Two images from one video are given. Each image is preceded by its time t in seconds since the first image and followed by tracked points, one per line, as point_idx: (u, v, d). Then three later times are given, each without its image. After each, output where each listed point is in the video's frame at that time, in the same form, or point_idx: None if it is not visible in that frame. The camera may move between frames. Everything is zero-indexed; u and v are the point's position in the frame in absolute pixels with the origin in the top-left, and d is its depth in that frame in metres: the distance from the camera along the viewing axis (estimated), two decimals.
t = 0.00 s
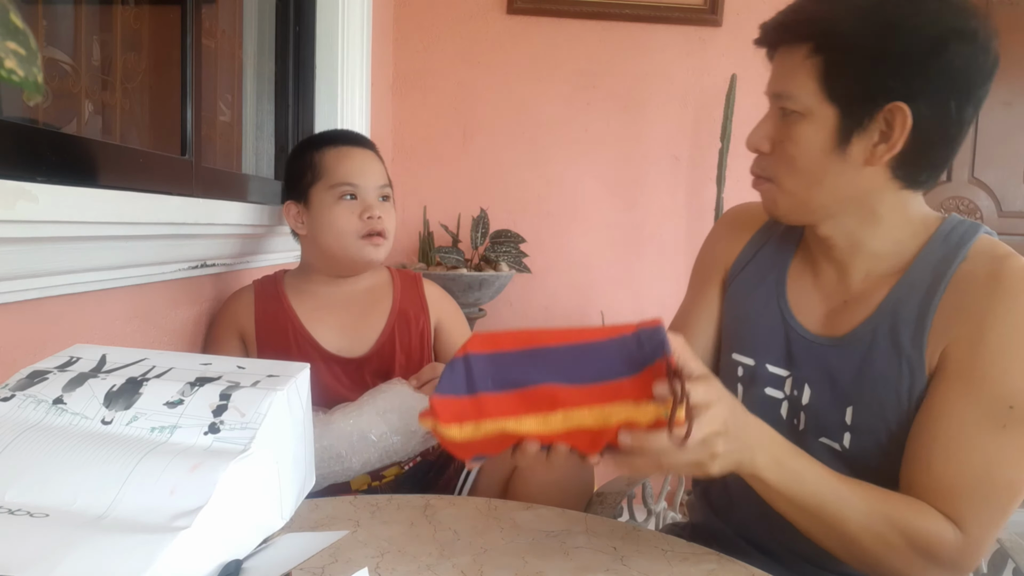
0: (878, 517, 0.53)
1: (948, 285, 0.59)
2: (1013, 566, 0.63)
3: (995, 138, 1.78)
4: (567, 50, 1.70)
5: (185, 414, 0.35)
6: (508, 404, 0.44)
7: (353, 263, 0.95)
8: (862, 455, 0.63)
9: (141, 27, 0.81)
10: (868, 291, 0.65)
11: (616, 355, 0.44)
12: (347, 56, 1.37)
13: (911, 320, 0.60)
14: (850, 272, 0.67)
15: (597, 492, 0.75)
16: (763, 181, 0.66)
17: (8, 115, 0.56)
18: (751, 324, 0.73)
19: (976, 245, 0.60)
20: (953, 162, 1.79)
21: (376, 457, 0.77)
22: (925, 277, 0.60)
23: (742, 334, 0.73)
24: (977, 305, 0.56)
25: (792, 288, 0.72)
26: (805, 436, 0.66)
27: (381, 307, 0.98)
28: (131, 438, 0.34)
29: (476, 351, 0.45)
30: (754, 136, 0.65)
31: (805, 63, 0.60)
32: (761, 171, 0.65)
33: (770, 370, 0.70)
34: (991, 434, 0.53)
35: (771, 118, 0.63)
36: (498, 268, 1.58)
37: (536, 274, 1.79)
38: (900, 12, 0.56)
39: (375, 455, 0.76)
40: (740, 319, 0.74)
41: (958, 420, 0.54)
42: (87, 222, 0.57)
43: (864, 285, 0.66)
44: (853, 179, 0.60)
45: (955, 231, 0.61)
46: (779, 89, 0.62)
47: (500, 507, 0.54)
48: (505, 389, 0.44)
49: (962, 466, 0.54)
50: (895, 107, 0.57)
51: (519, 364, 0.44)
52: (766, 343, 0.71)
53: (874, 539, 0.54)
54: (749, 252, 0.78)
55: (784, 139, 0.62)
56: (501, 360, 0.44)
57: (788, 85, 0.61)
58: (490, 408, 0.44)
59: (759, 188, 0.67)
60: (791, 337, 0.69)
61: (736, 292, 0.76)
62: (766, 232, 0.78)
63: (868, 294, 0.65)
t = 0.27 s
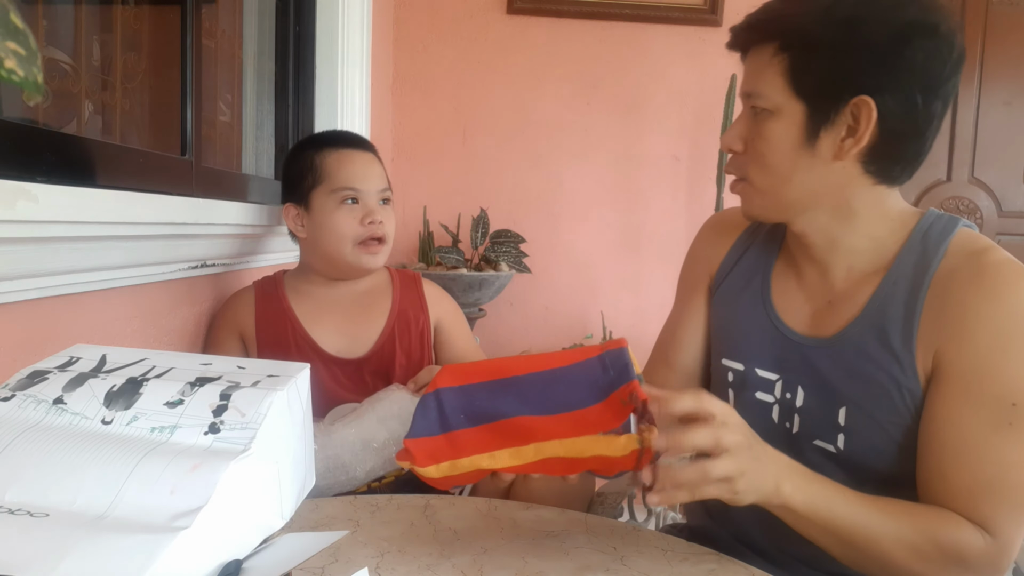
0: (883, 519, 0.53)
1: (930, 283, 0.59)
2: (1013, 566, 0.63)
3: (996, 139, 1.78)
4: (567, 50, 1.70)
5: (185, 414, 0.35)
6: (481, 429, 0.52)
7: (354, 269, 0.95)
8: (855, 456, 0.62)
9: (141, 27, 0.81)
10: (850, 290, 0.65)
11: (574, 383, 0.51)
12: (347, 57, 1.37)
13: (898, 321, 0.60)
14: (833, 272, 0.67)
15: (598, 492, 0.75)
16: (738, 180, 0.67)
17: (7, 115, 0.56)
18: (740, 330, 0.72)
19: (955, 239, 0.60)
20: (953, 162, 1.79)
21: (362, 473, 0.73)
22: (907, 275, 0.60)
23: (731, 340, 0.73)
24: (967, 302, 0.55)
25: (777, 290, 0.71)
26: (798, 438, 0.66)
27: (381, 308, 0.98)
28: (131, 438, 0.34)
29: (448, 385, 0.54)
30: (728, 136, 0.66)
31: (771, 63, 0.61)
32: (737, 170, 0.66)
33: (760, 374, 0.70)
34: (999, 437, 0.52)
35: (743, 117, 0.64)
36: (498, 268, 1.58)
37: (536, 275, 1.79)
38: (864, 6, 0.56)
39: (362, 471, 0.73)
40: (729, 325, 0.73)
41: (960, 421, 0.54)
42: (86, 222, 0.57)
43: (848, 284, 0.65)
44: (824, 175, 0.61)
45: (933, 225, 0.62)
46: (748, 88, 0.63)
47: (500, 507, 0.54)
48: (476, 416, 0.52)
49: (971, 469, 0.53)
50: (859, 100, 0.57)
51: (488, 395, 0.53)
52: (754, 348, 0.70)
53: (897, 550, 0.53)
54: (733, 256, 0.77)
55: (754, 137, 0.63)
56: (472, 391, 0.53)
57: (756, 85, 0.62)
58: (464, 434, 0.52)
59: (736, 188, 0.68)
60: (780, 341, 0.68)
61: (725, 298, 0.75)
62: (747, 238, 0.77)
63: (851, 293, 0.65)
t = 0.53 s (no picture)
0: (880, 518, 0.53)
1: (920, 282, 0.59)
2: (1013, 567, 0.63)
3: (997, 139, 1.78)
4: (567, 50, 1.70)
5: (185, 414, 0.35)
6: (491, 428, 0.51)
7: (353, 271, 0.95)
8: (850, 456, 0.62)
9: (141, 27, 0.81)
10: (840, 290, 0.65)
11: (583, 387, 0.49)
12: (347, 57, 1.37)
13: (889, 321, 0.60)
14: (822, 273, 0.67)
15: (598, 492, 0.75)
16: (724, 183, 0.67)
17: (8, 115, 0.56)
18: (733, 332, 0.72)
19: (944, 236, 0.60)
20: (953, 163, 1.79)
21: (361, 472, 0.73)
22: (896, 275, 0.61)
23: (725, 342, 0.73)
24: (959, 299, 0.55)
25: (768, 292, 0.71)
26: (793, 439, 0.66)
27: (379, 308, 0.98)
28: (131, 438, 0.34)
29: (456, 381, 0.52)
30: (712, 140, 0.66)
31: (752, 67, 0.61)
32: (722, 173, 0.66)
33: (754, 376, 0.69)
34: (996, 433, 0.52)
35: (726, 121, 0.65)
36: (498, 268, 1.58)
37: (536, 274, 1.79)
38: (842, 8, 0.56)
39: (362, 469, 0.73)
40: (723, 327, 0.73)
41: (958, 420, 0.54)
42: (87, 222, 0.57)
43: (838, 286, 0.65)
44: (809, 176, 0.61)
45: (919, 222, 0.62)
46: (731, 91, 0.64)
47: (500, 507, 0.54)
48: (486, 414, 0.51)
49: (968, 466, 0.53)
50: (840, 100, 0.57)
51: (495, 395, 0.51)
52: (747, 351, 0.70)
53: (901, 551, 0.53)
54: (725, 258, 0.77)
55: (738, 139, 0.63)
56: (480, 389, 0.51)
57: (738, 88, 0.63)
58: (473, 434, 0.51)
59: (723, 191, 0.68)
60: (773, 343, 0.68)
61: (718, 301, 0.75)
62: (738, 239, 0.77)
63: (842, 293, 0.65)
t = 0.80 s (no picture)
0: (875, 517, 0.53)
1: (912, 282, 0.59)
2: (1013, 566, 0.63)
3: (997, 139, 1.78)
4: (567, 50, 1.70)
5: (185, 415, 0.35)
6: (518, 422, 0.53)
7: (355, 272, 0.95)
8: (845, 455, 0.62)
9: (142, 27, 0.81)
10: (833, 290, 0.65)
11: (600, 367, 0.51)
12: (347, 57, 1.38)
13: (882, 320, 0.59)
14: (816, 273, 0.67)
15: (598, 492, 0.75)
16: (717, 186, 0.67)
17: (7, 115, 0.56)
18: (729, 333, 0.72)
19: (936, 235, 0.60)
20: (953, 163, 1.78)
21: (353, 473, 0.72)
22: (888, 274, 0.60)
23: (721, 343, 0.73)
24: (951, 297, 0.55)
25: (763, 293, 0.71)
26: (790, 440, 0.66)
27: (378, 308, 0.98)
28: (131, 438, 0.34)
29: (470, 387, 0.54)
30: (702, 144, 0.66)
31: (739, 70, 0.61)
32: (714, 176, 0.66)
33: (750, 377, 0.69)
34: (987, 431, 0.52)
35: (716, 125, 0.65)
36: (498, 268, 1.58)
37: (536, 275, 1.79)
38: (829, 8, 0.56)
39: (354, 471, 0.72)
40: (719, 329, 0.73)
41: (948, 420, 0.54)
42: (86, 222, 0.57)
43: (832, 285, 0.65)
44: (801, 176, 0.61)
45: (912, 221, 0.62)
46: (719, 94, 0.64)
47: (500, 507, 0.54)
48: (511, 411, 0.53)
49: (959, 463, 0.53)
50: (827, 101, 0.57)
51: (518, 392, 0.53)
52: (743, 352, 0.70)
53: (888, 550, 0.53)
54: (720, 260, 0.77)
55: (728, 142, 0.63)
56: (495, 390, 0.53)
57: (726, 90, 0.63)
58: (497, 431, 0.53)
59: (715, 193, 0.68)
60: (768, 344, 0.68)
61: (713, 302, 0.75)
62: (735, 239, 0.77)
63: (836, 293, 0.65)
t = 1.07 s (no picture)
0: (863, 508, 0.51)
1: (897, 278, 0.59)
2: (1013, 566, 0.63)
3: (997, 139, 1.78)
4: (567, 50, 1.70)
5: (185, 415, 0.35)
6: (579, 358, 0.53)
7: (355, 272, 0.95)
8: (837, 454, 0.63)
9: (142, 28, 0.81)
10: (822, 290, 0.65)
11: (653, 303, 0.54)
12: (347, 57, 1.38)
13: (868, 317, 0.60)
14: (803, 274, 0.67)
15: (598, 492, 0.75)
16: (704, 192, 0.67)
17: (8, 115, 0.56)
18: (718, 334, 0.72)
19: (920, 233, 0.61)
20: (953, 162, 1.78)
21: (362, 475, 0.72)
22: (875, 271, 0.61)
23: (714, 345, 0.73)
24: (934, 290, 0.56)
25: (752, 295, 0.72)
26: (783, 440, 0.66)
27: (378, 309, 0.98)
28: (131, 438, 0.34)
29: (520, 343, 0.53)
30: (686, 151, 0.66)
31: (719, 75, 0.61)
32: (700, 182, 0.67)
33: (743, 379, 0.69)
34: (963, 426, 0.52)
35: (699, 131, 0.65)
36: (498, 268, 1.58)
37: (536, 275, 1.79)
38: (805, 11, 0.56)
39: (363, 473, 0.72)
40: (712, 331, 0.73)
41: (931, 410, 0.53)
42: (86, 222, 0.57)
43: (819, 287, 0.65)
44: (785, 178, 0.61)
45: (898, 220, 0.62)
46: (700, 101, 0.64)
47: (500, 507, 0.54)
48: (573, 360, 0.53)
49: (938, 450, 0.52)
50: (805, 103, 0.57)
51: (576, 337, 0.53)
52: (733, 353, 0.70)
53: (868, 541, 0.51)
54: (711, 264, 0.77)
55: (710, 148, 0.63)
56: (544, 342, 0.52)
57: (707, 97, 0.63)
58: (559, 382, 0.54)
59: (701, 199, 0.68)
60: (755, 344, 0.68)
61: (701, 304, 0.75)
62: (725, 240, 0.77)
63: (824, 293, 0.65)
